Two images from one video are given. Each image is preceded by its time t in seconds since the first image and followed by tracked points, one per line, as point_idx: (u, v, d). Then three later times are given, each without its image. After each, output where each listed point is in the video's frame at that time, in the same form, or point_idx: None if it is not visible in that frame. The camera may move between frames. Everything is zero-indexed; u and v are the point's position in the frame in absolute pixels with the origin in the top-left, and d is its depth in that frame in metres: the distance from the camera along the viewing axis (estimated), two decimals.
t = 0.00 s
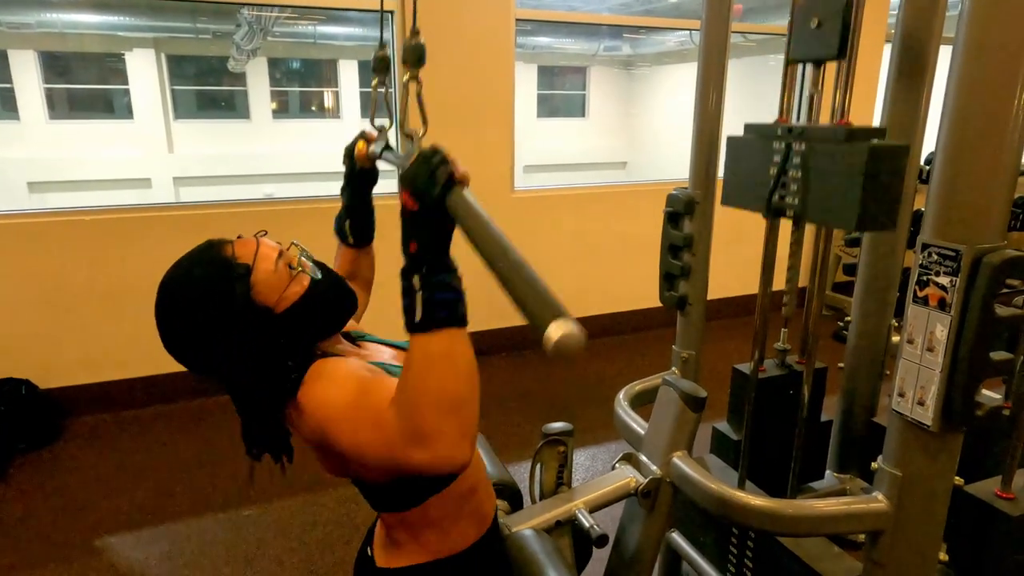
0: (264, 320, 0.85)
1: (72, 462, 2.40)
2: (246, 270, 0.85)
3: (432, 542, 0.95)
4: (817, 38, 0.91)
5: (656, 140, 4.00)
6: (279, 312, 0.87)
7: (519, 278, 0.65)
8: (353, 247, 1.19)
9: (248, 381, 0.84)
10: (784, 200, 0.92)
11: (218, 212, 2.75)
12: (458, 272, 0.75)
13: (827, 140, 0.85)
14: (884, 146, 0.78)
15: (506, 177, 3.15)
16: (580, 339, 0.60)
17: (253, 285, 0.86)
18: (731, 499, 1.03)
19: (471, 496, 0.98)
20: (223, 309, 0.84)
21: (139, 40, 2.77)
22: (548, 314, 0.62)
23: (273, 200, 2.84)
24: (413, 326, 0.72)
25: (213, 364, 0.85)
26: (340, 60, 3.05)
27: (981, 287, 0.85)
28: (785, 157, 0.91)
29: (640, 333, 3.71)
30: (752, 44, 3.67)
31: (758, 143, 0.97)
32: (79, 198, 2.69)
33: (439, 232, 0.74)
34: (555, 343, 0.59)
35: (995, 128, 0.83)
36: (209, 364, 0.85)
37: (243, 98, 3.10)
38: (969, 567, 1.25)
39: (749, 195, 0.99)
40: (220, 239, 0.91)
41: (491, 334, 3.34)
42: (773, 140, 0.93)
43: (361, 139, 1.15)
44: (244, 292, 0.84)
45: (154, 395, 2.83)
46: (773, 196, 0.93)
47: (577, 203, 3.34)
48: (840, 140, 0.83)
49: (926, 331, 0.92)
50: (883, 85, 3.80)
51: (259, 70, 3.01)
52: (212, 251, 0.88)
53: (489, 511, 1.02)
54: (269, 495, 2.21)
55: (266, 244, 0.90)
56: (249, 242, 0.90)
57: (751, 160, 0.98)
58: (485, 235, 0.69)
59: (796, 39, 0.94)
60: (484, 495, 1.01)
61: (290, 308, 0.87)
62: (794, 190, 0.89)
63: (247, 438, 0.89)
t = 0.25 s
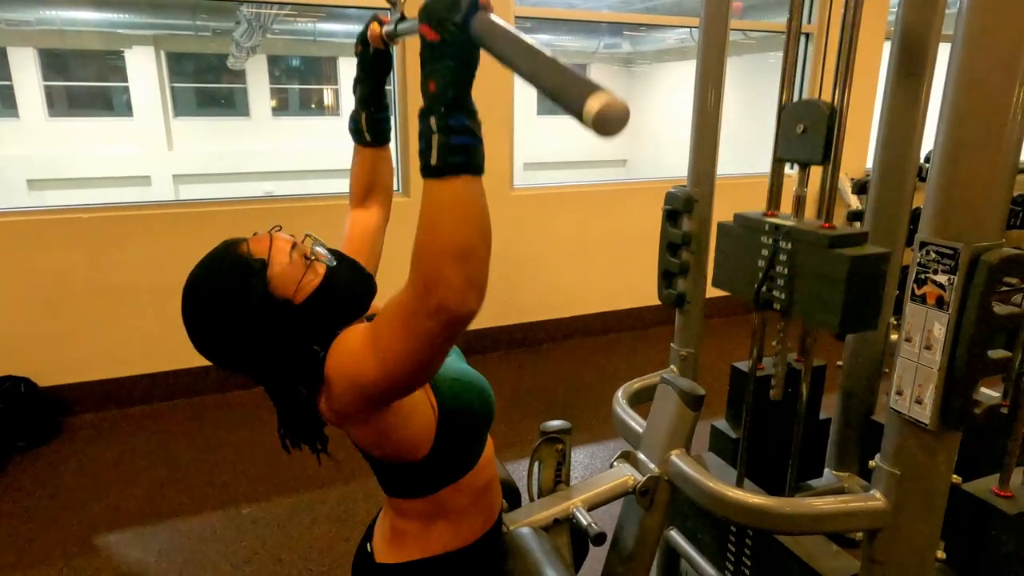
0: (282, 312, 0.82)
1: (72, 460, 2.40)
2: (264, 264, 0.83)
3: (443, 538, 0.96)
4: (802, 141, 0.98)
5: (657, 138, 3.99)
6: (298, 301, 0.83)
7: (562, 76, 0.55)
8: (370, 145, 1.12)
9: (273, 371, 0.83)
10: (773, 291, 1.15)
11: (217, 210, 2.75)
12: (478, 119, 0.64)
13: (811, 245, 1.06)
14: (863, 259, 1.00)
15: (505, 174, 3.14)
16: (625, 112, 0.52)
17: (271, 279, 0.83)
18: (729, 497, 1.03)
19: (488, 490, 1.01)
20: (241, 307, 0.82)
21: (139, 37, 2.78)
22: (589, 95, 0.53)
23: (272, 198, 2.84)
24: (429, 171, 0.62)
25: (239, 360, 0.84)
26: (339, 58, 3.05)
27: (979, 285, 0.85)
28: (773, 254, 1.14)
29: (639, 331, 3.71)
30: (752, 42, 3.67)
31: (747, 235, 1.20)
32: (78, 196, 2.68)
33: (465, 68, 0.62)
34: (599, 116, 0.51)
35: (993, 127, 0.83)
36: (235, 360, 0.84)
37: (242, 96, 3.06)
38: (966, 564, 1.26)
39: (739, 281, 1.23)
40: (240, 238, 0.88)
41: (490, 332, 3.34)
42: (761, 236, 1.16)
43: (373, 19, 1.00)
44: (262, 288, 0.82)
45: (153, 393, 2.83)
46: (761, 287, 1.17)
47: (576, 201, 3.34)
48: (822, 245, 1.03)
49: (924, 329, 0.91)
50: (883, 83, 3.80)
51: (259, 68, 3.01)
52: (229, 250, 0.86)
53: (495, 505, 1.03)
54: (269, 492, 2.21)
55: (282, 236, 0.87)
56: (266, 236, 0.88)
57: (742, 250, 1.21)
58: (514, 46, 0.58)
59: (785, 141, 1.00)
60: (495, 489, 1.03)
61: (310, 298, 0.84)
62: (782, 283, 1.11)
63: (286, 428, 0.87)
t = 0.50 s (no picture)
0: (290, 303, 0.80)
1: (71, 458, 2.40)
2: (270, 258, 0.81)
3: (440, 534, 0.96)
4: (792, 216, 1.07)
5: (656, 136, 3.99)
6: (305, 296, 0.81)
7: None
8: (366, 58, 1.04)
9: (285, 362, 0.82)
10: (762, 357, 1.13)
11: (216, 209, 2.75)
12: None
13: (798, 318, 1.04)
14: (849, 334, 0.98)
15: (504, 173, 3.14)
16: None
17: (277, 272, 0.81)
18: (727, 496, 1.04)
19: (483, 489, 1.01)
20: (247, 303, 0.80)
21: (138, 35, 2.78)
22: None
23: (271, 196, 2.84)
24: (403, 36, 0.54)
25: (247, 355, 0.82)
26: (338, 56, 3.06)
27: (976, 285, 0.85)
28: (763, 322, 1.12)
29: (637, 329, 3.72)
30: (751, 40, 3.67)
31: (738, 300, 1.19)
32: (77, 194, 2.68)
33: None
34: None
35: (991, 125, 0.83)
36: (242, 355, 0.83)
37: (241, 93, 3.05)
38: (963, 563, 1.26)
39: (733, 347, 1.22)
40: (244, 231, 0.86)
41: (489, 330, 3.34)
42: (752, 303, 1.14)
43: None
44: (269, 281, 0.80)
45: (152, 391, 2.83)
46: (752, 352, 1.15)
47: (576, 199, 3.34)
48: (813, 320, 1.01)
49: (921, 328, 0.91)
50: (882, 82, 3.79)
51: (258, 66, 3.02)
52: (233, 245, 0.83)
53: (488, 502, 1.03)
54: (267, 491, 2.21)
55: (288, 232, 0.84)
56: (271, 229, 0.85)
57: (734, 313, 1.20)
58: None
59: (776, 216, 1.10)
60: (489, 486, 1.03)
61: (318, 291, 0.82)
62: (771, 352, 1.10)
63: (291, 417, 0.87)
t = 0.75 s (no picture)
0: (267, 299, 0.79)
1: (72, 457, 2.41)
2: (249, 255, 0.80)
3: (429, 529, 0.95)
4: (792, 215, 1.06)
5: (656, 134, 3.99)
6: (282, 293, 0.80)
7: None
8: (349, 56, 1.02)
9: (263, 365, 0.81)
10: (763, 353, 1.12)
11: (217, 207, 2.75)
12: None
13: (799, 315, 1.03)
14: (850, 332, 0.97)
15: (505, 171, 3.14)
16: None
17: (256, 270, 0.80)
18: (728, 494, 1.04)
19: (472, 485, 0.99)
20: (226, 299, 0.79)
21: (137, 33, 2.78)
22: None
23: (271, 195, 2.84)
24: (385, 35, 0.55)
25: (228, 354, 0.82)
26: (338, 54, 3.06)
27: (977, 283, 0.85)
28: (764, 318, 1.11)
29: (638, 328, 3.72)
30: (751, 39, 3.67)
31: (737, 296, 1.18)
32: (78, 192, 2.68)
33: None
34: None
35: (991, 124, 0.83)
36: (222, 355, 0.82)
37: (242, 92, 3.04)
38: (962, 560, 1.26)
39: (733, 340, 1.20)
40: (226, 228, 0.85)
41: (489, 329, 3.34)
42: (752, 299, 1.14)
43: None
44: (247, 279, 0.79)
45: (153, 389, 2.83)
46: (753, 348, 1.14)
47: (576, 198, 3.34)
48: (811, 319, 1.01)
49: (922, 326, 0.92)
50: (883, 80, 3.79)
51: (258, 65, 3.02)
52: (212, 242, 0.82)
53: (483, 498, 1.02)
54: (268, 489, 2.21)
55: (271, 229, 0.84)
56: (252, 227, 0.85)
57: (734, 312, 1.19)
58: None
59: (776, 213, 1.09)
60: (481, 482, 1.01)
61: (295, 289, 0.80)
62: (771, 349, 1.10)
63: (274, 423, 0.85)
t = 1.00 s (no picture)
0: (240, 319, 0.84)
1: (73, 455, 2.41)
2: (226, 274, 0.84)
3: (429, 533, 0.97)
4: (811, 83, 0.93)
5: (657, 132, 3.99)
6: (255, 314, 0.85)
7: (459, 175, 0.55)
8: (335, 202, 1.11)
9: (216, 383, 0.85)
10: (777, 238, 0.96)
11: (217, 206, 2.75)
12: (411, 199, 0.65)
13: (816, 187, 0.87)
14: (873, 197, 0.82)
15: (505, 170, 3.14)
16: (505, 225, 0.50)
17: (232, 288, 0.84)
18: (727, 493, 1.04)
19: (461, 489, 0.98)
20: (197, 310, 0.82)
21: (137, 31, 2.77)
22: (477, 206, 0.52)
23: (272, 193, 2.84)
24: (355, 250, 0.62)
25: (180, 364, 0.84)
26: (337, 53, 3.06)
27: (977, 283, 0.85)
28: (779, 195, 0.94)
29: (638, 326, 3.72)
30: (752, 37, 3.67)
31: (751, 182, 1.01)
32: (78, 191, 2.68)
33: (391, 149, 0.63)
34: (482, 231, 0.50)
35: (992, 124, 0.83)
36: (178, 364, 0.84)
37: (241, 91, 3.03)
38: (962, 559, 1.27)
39: (745, 232, 1.03)
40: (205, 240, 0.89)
41: (489, 327, 3.34)
42: (766, 179, 0.96)
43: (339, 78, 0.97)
44: (221, 295, 0.83)
45: (153, 388, 2.84)
46: (766, 234, 0.97)
47: (576, 196, 3.34)
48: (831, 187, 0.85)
49: (922, 326, 0.92)
50: (883, 78, 3.79)
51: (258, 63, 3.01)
52: (191, 253, 0.85)
53: (483, 498, 1.03)
54: (269, 487, 2.22)
55: (250, 248, 0.87)
56: (232, 244, 0.88)
57: (746, 201, 1.02)
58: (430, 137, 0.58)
59: (793, 84, 0.96)
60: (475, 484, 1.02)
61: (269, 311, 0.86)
62: (786, 232, 0.93)
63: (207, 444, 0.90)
